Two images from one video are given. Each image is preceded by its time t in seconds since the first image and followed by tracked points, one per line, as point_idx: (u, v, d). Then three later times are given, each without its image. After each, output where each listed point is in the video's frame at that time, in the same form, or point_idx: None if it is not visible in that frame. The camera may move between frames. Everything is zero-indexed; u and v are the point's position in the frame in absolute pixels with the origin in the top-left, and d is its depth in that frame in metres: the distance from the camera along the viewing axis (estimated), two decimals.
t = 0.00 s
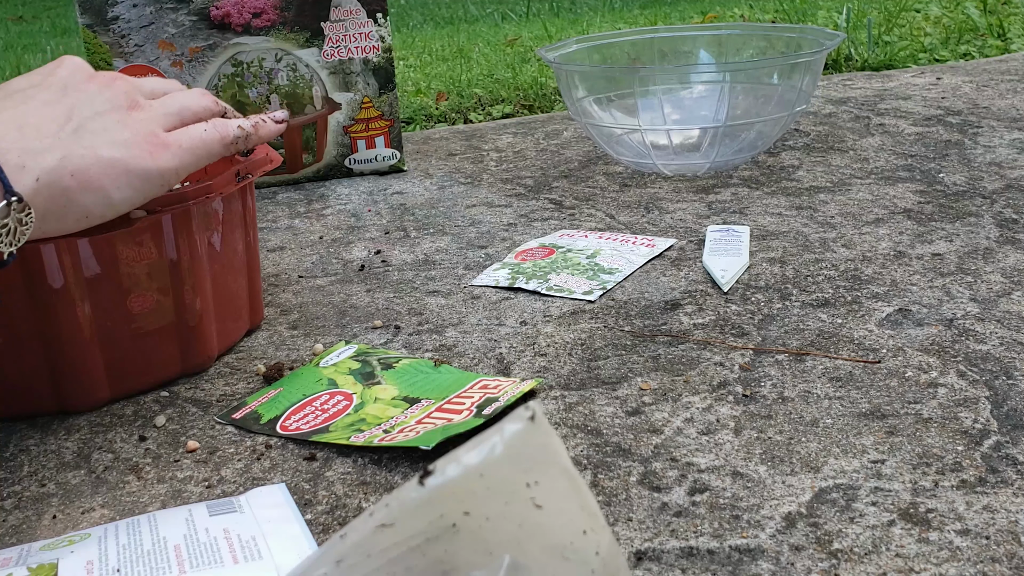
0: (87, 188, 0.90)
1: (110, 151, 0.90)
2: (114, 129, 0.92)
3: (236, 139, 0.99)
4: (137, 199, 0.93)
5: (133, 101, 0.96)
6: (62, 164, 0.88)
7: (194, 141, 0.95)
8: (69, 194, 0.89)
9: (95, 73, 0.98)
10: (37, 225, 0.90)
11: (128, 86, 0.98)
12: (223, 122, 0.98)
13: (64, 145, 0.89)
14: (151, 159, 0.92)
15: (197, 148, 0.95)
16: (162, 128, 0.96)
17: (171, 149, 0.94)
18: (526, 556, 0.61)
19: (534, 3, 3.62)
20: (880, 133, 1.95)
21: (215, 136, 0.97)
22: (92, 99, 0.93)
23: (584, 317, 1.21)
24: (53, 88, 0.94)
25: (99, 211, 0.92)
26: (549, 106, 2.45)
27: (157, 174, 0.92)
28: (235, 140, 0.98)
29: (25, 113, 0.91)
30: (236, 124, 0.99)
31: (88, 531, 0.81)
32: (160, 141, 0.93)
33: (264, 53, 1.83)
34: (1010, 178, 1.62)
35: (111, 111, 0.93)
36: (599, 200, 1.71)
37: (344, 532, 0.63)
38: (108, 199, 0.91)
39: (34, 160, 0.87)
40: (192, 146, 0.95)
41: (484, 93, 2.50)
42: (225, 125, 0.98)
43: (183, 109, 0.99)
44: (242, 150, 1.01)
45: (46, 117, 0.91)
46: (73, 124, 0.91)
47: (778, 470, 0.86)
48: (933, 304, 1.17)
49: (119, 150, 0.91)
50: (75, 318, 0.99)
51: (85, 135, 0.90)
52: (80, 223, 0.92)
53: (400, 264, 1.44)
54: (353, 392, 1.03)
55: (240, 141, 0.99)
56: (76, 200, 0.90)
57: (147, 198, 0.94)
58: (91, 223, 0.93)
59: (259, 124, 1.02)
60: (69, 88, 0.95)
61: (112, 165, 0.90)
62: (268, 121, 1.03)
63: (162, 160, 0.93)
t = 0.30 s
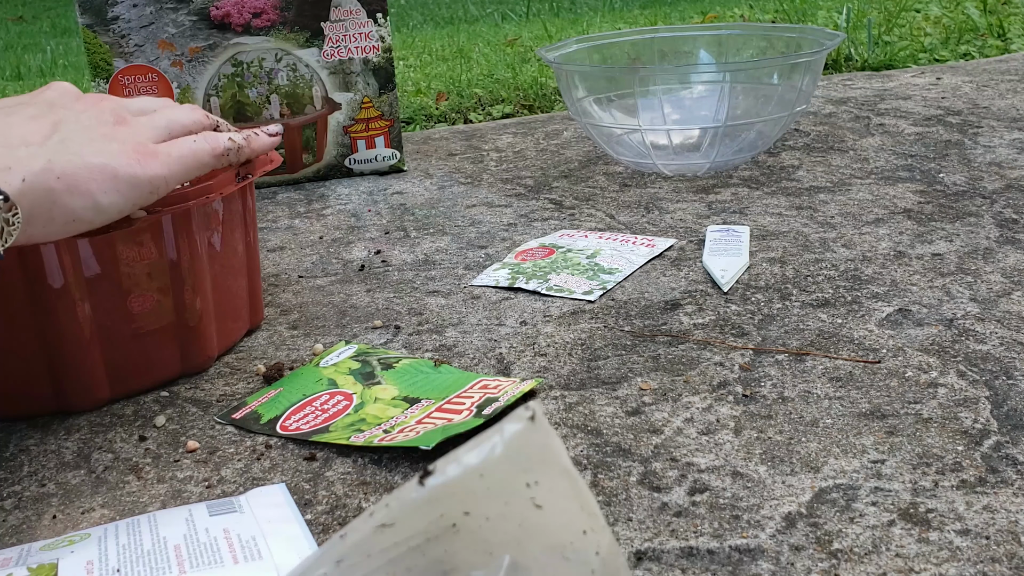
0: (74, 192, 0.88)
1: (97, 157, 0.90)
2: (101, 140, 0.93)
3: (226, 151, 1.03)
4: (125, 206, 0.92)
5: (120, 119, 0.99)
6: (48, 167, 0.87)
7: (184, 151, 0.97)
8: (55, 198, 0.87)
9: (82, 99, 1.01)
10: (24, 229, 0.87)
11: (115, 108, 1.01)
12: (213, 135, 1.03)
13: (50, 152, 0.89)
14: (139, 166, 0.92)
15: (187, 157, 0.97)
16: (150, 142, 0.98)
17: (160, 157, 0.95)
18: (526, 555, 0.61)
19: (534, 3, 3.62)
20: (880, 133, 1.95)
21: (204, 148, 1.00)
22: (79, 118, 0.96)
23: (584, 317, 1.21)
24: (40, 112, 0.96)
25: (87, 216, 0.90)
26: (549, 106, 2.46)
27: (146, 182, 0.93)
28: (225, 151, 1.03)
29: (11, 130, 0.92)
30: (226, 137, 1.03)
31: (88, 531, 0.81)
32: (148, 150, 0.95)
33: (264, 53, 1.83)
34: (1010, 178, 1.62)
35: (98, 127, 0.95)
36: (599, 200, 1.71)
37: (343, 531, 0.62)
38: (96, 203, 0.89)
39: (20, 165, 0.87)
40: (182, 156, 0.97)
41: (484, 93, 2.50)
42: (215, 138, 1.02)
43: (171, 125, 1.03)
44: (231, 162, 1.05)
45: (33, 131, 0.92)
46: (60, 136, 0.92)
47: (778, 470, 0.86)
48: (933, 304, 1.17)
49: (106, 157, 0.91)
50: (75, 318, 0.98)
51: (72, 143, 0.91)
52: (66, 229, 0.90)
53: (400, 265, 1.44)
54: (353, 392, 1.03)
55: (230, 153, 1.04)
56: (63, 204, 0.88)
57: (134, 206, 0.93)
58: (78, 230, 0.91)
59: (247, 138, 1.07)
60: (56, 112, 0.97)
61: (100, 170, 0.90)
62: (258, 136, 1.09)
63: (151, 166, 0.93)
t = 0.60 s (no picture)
0: (89, 182, 0.89)
1: (111, 147, 0.91)
2: (114, 130, 0.93)
3: (235, 134, 1.01)
4: (139, 196, 0.93)
5: (132, 109, 0.99)
6: (64, 158, 0.88)
7: (196, 138, 0.97)
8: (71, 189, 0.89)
9: (94, 90, 1.01)
10: (42, 219, 0.89)
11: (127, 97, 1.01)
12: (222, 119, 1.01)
13: (66, 142, 0.90)
14: (151, 155, 0.93)
15: (198, 144, 0.97)
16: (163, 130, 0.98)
17: (172, 147, 0.95)
18: (526, 555, 0.61)
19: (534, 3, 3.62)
20: (880, 133, 1.95)
21: (214, 134, 0.99)
22: (92, 108, 0.96)
23: (584, 317, 1.21)
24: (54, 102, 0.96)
25: (104, 205, 0.91)
26: (549, 106, 2.46)
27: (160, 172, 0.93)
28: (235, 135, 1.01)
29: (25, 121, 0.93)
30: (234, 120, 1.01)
31: (88, 531, 0.81)
32: (161, 139, 0.95)
33: (264, 53, 1.83)
34: (1010, 178, 1.62)
35: (111, 116, 0.95)
36: (599, 200, 1.71)
37: (343, 531, 0.62)
38: (111, 192, 0.90)
39: (36, 156, 0.88)
40: (193, 144, 0.97)
41: (484, 93, 2.50)
42: (223, 122, 1.01)
43: (182, 113, 1.01)
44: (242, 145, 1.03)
45: (47, 122, 0.92)
46: (74, 126, 0.92)
47: (778, 470, 0.86)
48: (933, 304, 1.17)
49: (120, 146, 0.91)
50: (75, 319, 0.99)
51: (86, 134, 0.91)
52: (84, 217, 0.91)
53: (400, 265, 1.44)
54: (353, 392, 1.03)
55: (240, 137, 1.01)
56: (80, 194, 0.89)
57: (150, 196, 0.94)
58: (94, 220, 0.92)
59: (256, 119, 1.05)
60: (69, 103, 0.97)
61: (114, 161, 0.90)
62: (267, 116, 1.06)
63: (163, 156, 0.94)
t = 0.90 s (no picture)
0: (83, 158, 0.87)
1: (108, 123, 0.88)
2: (112, 102, 0.90)
3: (234, 111, 0.98)
4: (130, 172, 0.91)
5: (132, 74, 0.94)
6: (60, 130, 0.85)
7: (192, 110, 0.94)
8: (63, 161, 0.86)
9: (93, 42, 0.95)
10: (34, 191, 0.86)
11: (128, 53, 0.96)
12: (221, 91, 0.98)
13: (63, 108, 0.86)
14: (147, 131, 0.90)
15: (194, 119, 0.94)
16: (160, 102, 0.95)
17: (169, 124, 0.92)
18: (526, 556, 0.61)
19: (534, 3, 3.62)
20: (880, 133, 1.95)
21: (212, 109, 0.96)
22: (92, 66, 0.91)
23: (584, 317, 1.21)
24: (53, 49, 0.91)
25: (95, 179, 0.89)
26: (549, 106, 2.46)
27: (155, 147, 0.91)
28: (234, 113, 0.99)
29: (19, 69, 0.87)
30: (234, 96, 0.99)
31: (88, 531, 0.81)
32: (157, 112, 0.92)
33: (264, 53, 1.83)
34: (1010, 178, 1.62)
35: (110, 83, 0.91)
36: (599, 200, 1.71)
37: (343, 531, 0.62)
38: (103, 167, 0.88)
39: (30, 123, 0.83)
40: (191, 121, 0.94)
41: (484, 93, 2.50)
42: (223, 97, 0.97)
43: (182, 82, 0.98)
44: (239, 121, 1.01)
45: (44, 79, 0.87)
46: (72, 88, 0.88)
47: (778, 470, 0.86)
48: (933, 304, 1.17)
49: (115, 120, 0.88)
50: (75, 319, 0.99)
51: (84, 102, 0.87)
52: (75, 189, 0.90)
53: (399, 265, 1.44)
54: (353, 392, 1.03)
55: (238, 113, 0.99)
56: (73, 169, 0.87)
57: (140, 172, 0.92)
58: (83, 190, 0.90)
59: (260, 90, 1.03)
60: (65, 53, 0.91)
61: (109, 135, 0.88)
62: (269, 89, 1.03)
63: (158, 134, 0.91)
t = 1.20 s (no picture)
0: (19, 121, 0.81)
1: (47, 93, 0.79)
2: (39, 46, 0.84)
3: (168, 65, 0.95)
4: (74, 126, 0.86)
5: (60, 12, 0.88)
6: None
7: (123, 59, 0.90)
8: None
9: None
10: None
11: None
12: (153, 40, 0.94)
13: None
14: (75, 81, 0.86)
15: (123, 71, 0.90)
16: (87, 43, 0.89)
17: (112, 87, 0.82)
18: (526, 555, 0.61)
19: (534, 3, 3.62)
20: (880, 133, 1.95)
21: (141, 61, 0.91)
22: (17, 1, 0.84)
23: (584, 317, 1.21)
24: None
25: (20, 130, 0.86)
26: (549, 106, 2.46)
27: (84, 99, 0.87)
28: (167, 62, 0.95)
29: None
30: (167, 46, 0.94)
31: (88, 531, 0.81)
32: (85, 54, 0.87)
33: (264, 53, 1.83)
34: (1010, 178, 1.62)
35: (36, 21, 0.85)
36: (599, 200, 1.71)
37: (344, 531, 0.62)
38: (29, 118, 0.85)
39: None
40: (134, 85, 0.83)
41: (484, 93, 2.50)
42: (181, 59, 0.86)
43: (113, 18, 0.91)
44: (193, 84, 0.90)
45: None
46: None
47: (778, 470, 0.86)
48: (933, 304, 1.17)
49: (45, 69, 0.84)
50: (75, 318, 0.99)
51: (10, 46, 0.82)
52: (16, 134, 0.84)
53: (399, 265, 1.44)
54: (353, 392, 1.03)
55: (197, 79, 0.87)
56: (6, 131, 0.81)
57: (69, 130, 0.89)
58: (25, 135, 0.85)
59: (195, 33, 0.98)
60: None
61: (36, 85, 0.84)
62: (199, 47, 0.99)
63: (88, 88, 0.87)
